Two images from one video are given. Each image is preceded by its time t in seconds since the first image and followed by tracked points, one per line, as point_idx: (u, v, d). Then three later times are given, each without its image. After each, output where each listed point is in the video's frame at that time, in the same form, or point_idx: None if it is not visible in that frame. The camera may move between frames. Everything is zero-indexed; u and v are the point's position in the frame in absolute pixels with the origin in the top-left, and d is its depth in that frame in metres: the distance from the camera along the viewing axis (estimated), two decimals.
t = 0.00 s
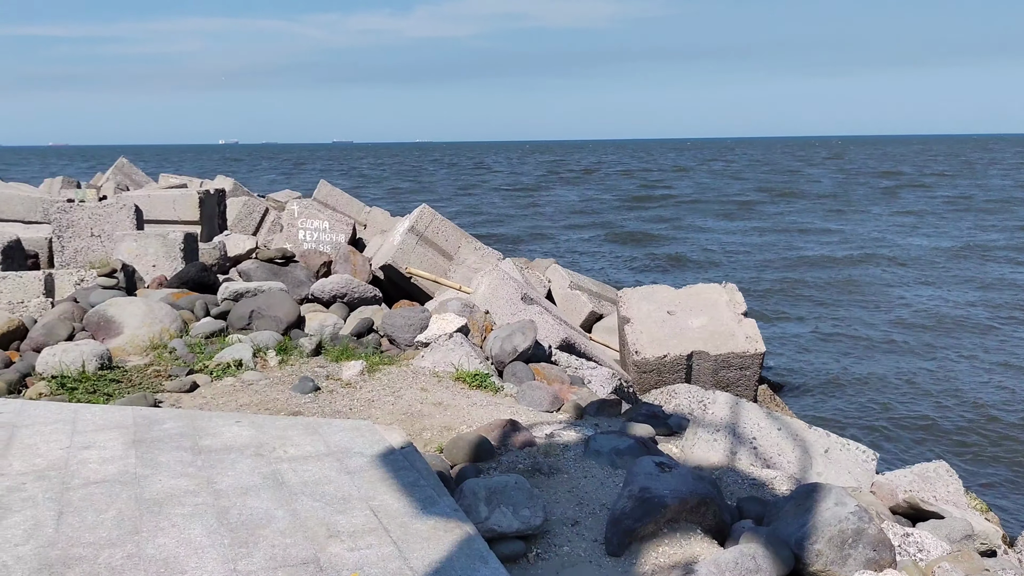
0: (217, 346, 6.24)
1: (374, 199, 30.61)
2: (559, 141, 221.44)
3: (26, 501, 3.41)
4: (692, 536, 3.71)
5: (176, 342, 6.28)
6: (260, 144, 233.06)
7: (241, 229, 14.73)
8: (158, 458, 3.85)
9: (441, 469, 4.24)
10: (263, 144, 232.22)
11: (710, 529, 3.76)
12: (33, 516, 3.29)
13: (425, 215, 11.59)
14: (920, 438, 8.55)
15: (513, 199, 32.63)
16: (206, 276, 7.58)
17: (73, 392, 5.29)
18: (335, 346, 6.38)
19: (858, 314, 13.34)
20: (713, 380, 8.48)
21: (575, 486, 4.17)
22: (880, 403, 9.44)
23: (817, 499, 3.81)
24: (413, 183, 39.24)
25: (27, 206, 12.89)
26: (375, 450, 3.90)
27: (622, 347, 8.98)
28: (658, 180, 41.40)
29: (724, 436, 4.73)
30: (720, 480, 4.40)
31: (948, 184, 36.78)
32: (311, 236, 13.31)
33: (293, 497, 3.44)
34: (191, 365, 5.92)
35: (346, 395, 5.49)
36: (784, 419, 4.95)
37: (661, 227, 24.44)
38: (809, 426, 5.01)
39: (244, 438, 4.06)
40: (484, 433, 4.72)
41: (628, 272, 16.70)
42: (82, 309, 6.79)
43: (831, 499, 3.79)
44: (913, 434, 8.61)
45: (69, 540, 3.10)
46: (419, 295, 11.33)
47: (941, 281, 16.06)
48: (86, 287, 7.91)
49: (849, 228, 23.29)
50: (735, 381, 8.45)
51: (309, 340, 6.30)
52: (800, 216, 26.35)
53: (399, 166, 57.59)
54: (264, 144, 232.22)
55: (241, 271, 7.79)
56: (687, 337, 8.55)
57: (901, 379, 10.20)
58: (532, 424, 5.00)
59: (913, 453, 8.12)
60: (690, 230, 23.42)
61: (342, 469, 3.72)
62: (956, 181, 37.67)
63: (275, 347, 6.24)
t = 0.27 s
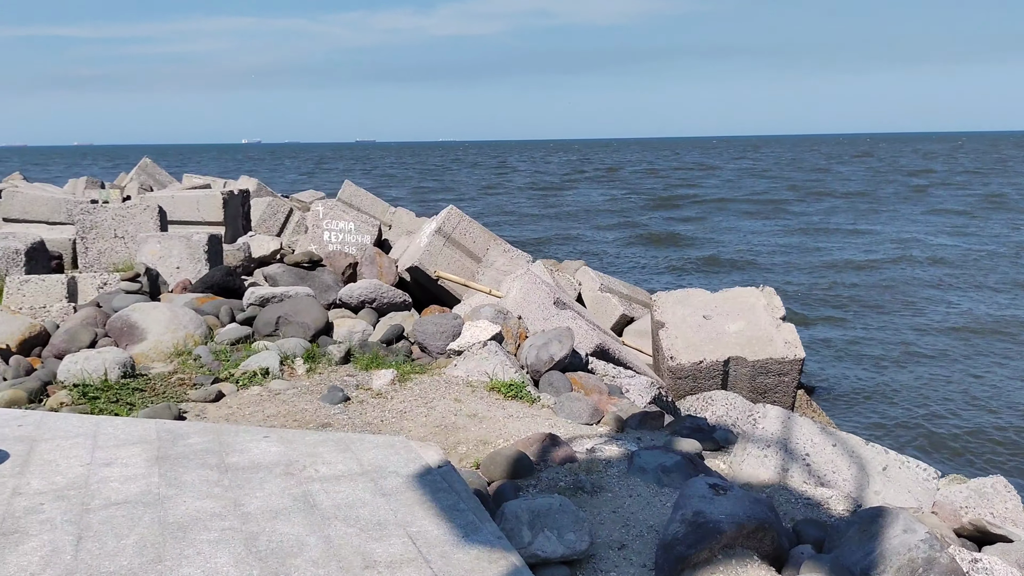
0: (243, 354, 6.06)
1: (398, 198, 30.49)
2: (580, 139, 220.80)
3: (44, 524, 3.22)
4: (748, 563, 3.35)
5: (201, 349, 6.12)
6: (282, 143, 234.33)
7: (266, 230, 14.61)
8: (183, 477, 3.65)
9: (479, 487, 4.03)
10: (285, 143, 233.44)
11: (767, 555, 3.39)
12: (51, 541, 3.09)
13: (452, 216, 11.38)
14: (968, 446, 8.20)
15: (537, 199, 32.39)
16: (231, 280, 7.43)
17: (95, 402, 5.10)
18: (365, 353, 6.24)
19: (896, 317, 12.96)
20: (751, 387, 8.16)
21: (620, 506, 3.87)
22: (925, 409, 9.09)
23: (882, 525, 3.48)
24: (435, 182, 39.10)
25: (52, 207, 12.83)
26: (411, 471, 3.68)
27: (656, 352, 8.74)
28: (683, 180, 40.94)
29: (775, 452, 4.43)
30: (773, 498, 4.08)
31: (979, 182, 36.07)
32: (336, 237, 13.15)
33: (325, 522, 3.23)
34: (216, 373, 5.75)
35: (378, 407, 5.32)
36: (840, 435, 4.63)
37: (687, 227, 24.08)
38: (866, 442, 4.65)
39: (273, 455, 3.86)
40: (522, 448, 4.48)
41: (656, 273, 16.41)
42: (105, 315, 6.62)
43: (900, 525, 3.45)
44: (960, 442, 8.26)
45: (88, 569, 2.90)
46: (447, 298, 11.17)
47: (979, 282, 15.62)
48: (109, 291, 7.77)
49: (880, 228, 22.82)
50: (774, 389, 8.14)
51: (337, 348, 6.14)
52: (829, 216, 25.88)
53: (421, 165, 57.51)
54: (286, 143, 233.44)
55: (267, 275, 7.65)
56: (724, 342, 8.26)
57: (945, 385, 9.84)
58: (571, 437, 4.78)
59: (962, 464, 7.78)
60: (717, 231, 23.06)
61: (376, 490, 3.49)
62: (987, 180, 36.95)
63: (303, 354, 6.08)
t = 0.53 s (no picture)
0: (268, 361, 5.85)
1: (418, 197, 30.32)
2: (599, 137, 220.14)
3: (62, 551, 3.01)
4: None
5: (225, 355, 5.92)
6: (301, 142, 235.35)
7: (288, 230, 14.45)
8: (207, 498, 3.43)
9: (520, 508, 3.80)
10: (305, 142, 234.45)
11: None
12: (68, 571, 2.88)
13: (476, 215, 11.19)
14: (1016, 454, 7.89)
15: (557, 197, 32.12)
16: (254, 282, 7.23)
17: (117, 412, 4.88)
18: (393, 360, 6.04)
19: (932, 318, 12.60)
20: (790, 395, 7.92)
21: (672, 529, 3.64)
22: (968, 415, 8.77)
23: (962, 555, 3.27)
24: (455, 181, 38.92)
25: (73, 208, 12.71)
26: (448, 491, 3.45)
27: (690, 356, 8.44)
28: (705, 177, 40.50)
29: (833, 469, 4.18)
30: (834, 520, 3.83)
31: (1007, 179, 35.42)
32: (359, 238, 12.96)
33: (360, 550, 3.00)
34: (241, 382, 5.54)
35: (408, 417, 5.11)
36: (902, 451, 4.37)
37: (712, 226, 23.72)
38: (930, 459, 4.39)
39: (302, 474, 3.64)
40: (563, 464, 4.26)
41: (683, 274, 16.11)
42: (127, 320, 6.42)
43: (981, 556, 3.26)
44: (1007, 450, 7.94)
45: None
46: (472, 300, 10.96)
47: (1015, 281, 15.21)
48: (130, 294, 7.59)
49: (909, 226, 22.38)
50: (814, 395, 7.89)
51: (365, 355, 5.93)
52: (856, 214, 25.44)
53: (440, 164, 57.38)
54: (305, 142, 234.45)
55: (290, 278, 7.44)
56: (761, 347, 8.00)
57: (987, 389, 9.51)
58: (613, 452, 4.60)
59: (1011, 474, 7.47)
60: (743, 229, 22.69)
61: (413, 515, 3.26)
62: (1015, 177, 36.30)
63: (329, 361, 5.88)
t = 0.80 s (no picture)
0: (291, 369, 5.65)
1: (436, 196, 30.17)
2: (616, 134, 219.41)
3: None
4: None
5: (247, 362, 5.72)
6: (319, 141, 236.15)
7: (307, 229, 14.30)
8: (230, 522, 3.22)
9: (561, 530, 3.58)
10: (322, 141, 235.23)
11: None
12: None
13: (497, 216, 10.97)
14: None
15: (576, 195, 31.86)
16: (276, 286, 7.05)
17: (136, 423, 4.65)
18: (420, 368, 5.84)
19: (967, 320, 12.26)
20: (829, 401, 7.59)
21: (726, 555, 3.41)
22: (1010, 422, 8.46)
23: None
24: (474, 180, 38.73)
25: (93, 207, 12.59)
26: (487, 517, 3.23)
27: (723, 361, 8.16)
28: (725, 175, 40.08)
29: (894, 488, 3.95)
30: (898, 545, 3.60)
31: None
32: (379, 238, 12.76)
33: None
34: (263, 391, 5.33)
35: (438, 428, 4.91)
36: (967, 470, 4.12)
37: (735, 224, 23.37)
38: (998, 479, 4.14)
39: (330, 494, 3.42)
40: (604, 482, 4.02)
41: (708, 275, 15.82)
42: (146, 324, 6.22)
43: None
44: None
45: None
46: (496, 301, 10.76)
47: None
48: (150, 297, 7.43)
49: (936, 225, 21.96)
50: (853, 402, 7.57)
51: (391, 363, 5.72)
52: (881, 212, 25.03)
53: (458, 162, 57.24)
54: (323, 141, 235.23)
55: (312, 281, 7.24)
56: (798, 351, 7.70)
57: None
58: (655, 468, 4.44)
59: None
60: (767, 228, 22.33)
61: (450, 543, 3.04)
62: None
63: (354, 368, 5.67)
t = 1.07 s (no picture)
0: (315, 376, 5.44)
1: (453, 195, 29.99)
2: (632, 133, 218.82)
3: None
4: None
5: (269, 369, 5.51)
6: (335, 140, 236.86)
7: (326, 230, 14.13)
8: (257, 547, 2.99)
9: (608, 556, 3.37)
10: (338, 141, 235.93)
11: None
12: None
13: (522, 215, 10.64)
14: None
15: (594, 194, 31.61)
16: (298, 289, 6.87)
17: (156, 433, 4.43)
18: (449, 376, 5.64)
19: (1004, 322, 11.91)
20: (869, 409, 7.28)
21: None
22: None
23: None
24: (491, 179, 38.52)
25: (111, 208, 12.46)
26: (532, 542, 3.01)
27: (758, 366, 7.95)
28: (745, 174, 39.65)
29: (962, 509, 3.72)
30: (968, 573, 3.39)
31: None
32: (400, 239, 12.56)
33: None
34: (286, 400, 5.12)
35: (470, 442, 4.72)
36: None
37: (758, 224, 23.03)
38: None
39: (361, 516, 3.20)
40: (650, 502, 3.78)
41: (733, 276, 15.53)
42: (165, 330, 6.01)
43: None
44: None
45: None
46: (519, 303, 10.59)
47: None
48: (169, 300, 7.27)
49: (962, 224, 21.57)
50: (895, 409, 7.27)
51: (418, 371, 5.51)
52: (904, 211, 24.63)
53: (474, 161, 57.08)
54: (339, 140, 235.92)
55: (335, 284, 7.04)
56: (837, 357, 7.41)
57: None
58: (702, 484, 4.39)
59: None
60: (791, 228, 21.98)
61: (494, 571, 2.82)
62: None
63: (381, 376, 5.46)
